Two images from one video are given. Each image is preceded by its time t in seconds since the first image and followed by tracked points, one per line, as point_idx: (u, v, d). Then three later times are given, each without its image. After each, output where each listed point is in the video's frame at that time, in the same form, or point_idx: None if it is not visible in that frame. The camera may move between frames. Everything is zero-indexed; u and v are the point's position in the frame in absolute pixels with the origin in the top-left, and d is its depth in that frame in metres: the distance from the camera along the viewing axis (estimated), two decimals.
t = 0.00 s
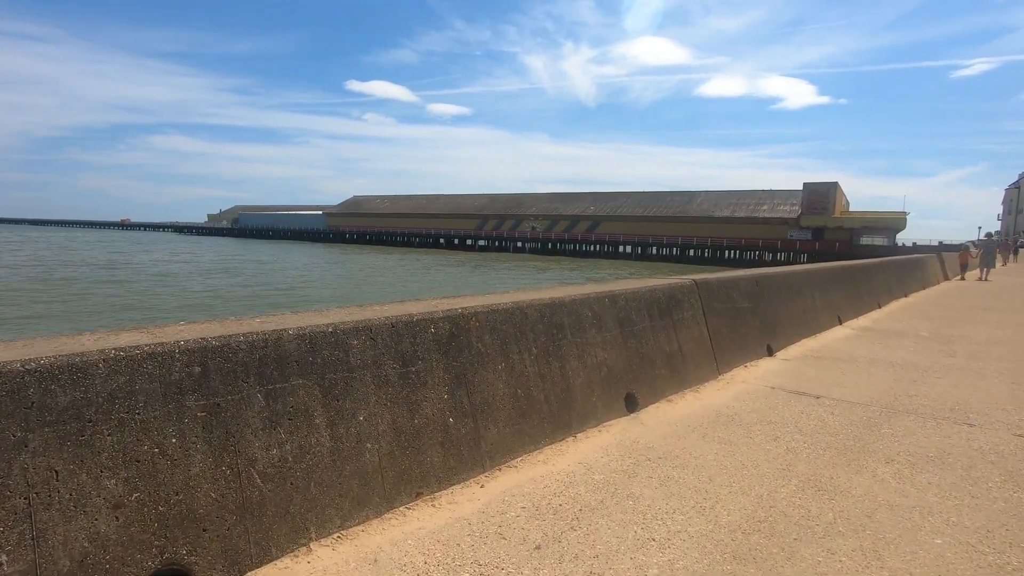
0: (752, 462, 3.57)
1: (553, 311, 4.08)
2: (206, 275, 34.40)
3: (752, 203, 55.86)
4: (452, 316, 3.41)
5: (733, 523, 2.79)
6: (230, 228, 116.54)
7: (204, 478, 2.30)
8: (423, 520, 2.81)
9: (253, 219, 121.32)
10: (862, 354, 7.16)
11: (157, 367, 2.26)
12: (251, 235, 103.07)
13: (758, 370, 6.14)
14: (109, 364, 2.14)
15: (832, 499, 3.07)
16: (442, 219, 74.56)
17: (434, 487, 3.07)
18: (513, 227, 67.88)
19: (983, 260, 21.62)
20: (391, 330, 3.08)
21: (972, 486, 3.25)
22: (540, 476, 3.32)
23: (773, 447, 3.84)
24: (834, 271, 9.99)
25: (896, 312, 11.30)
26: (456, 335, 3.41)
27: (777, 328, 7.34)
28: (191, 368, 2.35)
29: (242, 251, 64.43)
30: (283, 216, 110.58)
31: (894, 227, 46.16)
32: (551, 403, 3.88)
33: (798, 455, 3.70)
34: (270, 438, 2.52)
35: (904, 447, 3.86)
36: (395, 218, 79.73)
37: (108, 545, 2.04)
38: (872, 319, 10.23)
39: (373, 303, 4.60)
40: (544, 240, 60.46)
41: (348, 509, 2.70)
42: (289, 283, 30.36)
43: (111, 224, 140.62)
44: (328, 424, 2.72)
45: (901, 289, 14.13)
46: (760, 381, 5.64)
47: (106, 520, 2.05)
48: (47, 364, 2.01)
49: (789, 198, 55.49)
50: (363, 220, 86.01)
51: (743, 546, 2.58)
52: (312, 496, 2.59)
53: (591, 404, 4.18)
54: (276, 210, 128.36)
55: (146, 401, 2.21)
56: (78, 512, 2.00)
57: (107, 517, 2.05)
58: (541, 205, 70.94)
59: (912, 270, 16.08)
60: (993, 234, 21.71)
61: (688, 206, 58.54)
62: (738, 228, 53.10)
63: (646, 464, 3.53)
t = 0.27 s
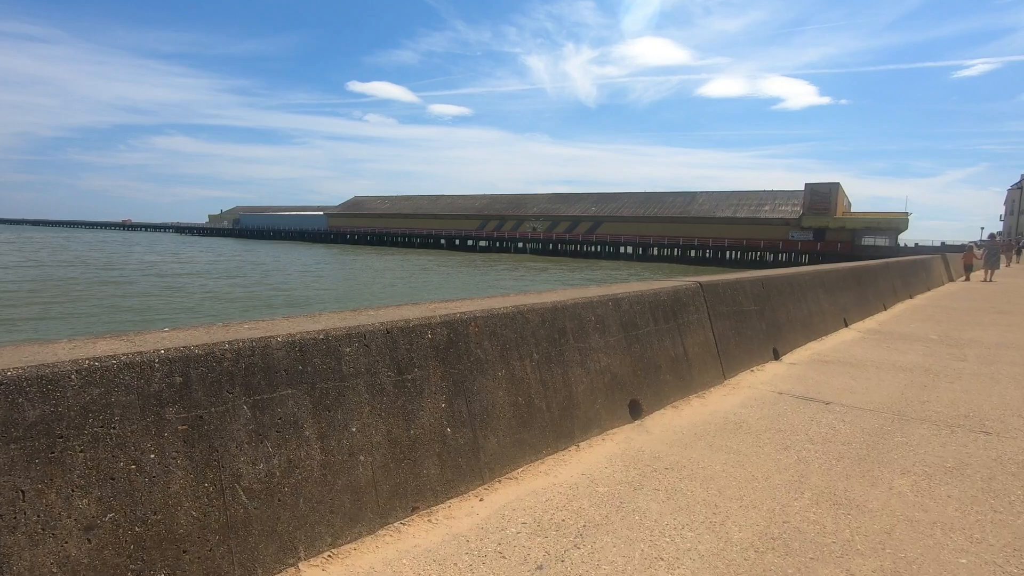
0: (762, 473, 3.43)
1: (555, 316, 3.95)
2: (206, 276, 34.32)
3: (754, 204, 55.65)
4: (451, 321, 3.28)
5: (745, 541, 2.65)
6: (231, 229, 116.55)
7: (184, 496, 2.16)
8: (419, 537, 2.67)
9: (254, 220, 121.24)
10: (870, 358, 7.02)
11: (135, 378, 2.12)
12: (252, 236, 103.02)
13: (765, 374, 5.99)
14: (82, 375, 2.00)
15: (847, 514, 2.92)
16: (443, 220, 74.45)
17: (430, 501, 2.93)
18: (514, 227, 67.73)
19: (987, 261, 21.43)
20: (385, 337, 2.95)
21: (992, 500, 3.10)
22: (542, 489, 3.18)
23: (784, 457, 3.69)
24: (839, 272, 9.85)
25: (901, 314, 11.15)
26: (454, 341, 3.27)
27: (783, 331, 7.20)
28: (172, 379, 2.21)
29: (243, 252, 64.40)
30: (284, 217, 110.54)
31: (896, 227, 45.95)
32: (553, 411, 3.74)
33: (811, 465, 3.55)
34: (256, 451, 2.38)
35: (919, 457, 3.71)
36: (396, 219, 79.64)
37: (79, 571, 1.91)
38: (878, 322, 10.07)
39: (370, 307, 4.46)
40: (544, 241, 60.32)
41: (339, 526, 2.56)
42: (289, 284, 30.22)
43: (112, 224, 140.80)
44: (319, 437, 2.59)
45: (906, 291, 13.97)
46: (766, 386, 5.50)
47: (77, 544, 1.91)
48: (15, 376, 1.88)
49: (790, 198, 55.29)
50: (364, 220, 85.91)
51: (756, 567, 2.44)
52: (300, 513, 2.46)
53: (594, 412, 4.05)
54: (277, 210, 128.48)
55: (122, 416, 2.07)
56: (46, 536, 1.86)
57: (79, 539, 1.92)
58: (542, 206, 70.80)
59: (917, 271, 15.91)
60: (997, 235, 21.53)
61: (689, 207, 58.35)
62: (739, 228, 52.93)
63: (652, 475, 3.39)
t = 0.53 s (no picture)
0: (773, 481, 3.28)
1: (557, 317, 3.81)
2: (207, 276, 34.24)
3: (756, 203, 55.42)
4: (447, 323, 3.13)
5: (758, 555, 2.51)
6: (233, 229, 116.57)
7: (161, 510, 2.02)
8: (413, 551, 2.53)
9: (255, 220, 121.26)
10: (879, 360, 6.86)
11: (109, 384, 1.99)
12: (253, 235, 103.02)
13: (772, 376, 5.85)
14: (50, 382, 1.87)
15: (865, 527, 2.78)
16: (444, 220, 74.32)
17: (426, 512, 2.79)
18: (515, 227, 67.57)
19: (993, 260, 21.21)
20: (379, 339, 2.81)
21: (1016, 510, 2.96)
22: (543, 498, 3.04)
23: (795, 464, 3.55)
24: (846, 272, 9.69)
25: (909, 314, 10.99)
26: (452, 344, 3.13)
27: (789, 332, 7.05)
28: (149, 385, 2.08)
29: (245, 252, 64.43)
30: (286, 217, 110.50)
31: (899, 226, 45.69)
32: (556, 416, 3.60)
33: (824, 473, 3.41)
34: (240, 462, 2.24)
35: (936, 464, 3.56)
36: (397, 219, 79.53)
37: None
38: (886, 322, 9.91)
39: (366, 308, 4.32)
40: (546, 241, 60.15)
41: (329, 539, 2.43)
42: (289, 284, 30.10)
43: (114, 224, 140.95)
44: (307, 445, 2.45)
45: (912, 291, 13.79)
46: (774, 389, 5.36)
47: (42, 564, 1.78)
48: None
49: (793, 198, 55.02)
50: (365, 220, 85.85)
51: None
52: (287, 526, 2.32)
53: (597, 416, 3.91)
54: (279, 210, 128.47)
55: (94, 424, 1.94)
56: (8, 555, 1.73)
57: (44, 559, 1.78)
58: (544, 205, 70.61)
59: (923, 270, 15.72)
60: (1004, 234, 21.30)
61: (692, 206, 58.14)
62: (741, 228, 52.70)
63: (658, 483, 3.25)
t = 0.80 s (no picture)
0: (786, 492, 3.12)
1: (559, 319, 3.66)
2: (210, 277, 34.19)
3: (760, 203, 55.10)
4: (443, 326, 2.99)
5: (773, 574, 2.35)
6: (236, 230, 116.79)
7: (133, 529, 1.89)
8: (406, 568, 2.38)
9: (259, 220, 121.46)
10: (890, 363, 6.68)
11: (77, 393, 1.85)
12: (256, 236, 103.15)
13: (781, 379, 5.69)
14: (11, 391, 1.73)
15: (886, 543, 2.62)
16: (447, 220, 74.20)
17: (420, 526, 2.65)
18: (518, 228, 67.39)
19: (1002, 260, 20.92)
20: (370, 344, 2.67)
21: None
22: (543, 511, 2.89)
23: (808, 473, 3.39)
24: (854, 272, 9.51)
25: (918, 316, 10.78)
26: (449, 348, 2.99)
27: (798, 334, 6.88)
28: (121, 394, 1.94)
29: (249, 253, 64.47)
30: (289, 218, 110.62)
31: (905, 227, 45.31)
32: (557, 422, 3.45)
33: (839, 483, 3.25)
34: (220, 475, 2.10)
35: (957, 474, 3.40)
36: (400, 219, 79.46)
37: None
38: (895, 323, 9.71)
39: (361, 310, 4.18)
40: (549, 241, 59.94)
41: (315, 557, 2.28)
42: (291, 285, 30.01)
43: (119, 225, 141.52)
44: (293, 457, 2.31)
45: (921, 291, 13.58)
46: (783, 393, 5.20)
47: None
48: None
49: (797, 197, 54.65)
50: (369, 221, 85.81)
51: None
52: (270, 543, 2.18)
53: (602, 422, 3.76)
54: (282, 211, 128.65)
55: (61, 437, 1.81)
56: None
57: None
58: (547, 205, 70.41)
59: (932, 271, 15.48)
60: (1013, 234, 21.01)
61: (695, 207, 57.85)
62: (745, 228, 52.39)
63: (666, 495, 3.09)
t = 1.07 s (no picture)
0: (800, 507, 2.97)
1: (561, 324, 3.52)
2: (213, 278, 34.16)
3: (764, 204, 54.82)
4: (439, 333, 2.85)
5: None
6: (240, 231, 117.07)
7: (102, 554, 1.76)
8: None
9: (262, 221, 121.69)
10: (902, 367, 6.51)
11: (40, 409, 1.72)
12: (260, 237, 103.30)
13: (790, 385, 5.53)
14: None
15: (907, 563, 2.47)
16: (450, 221, 74.10)
17: (413, 544, 2.51)
18: (521, 228, 67.23)
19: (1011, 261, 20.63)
20: (362, 352, 2.54)
21: None
22: (543, 527, 2.75)
23: (822, 487, 3.23)
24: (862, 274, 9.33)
25: (928, 317, 10.59)
26: (445, 355, 2.86)
27: (806, 337, 6.72)
28: (90, 408, 1.81)
29: (252, 254, 64.54)
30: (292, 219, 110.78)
31: (910, 227, 44.95)
32: (559, 432, 3.31)
33: (855, 497, 3.10)
34: (198, 494, 1.97)
35: (978, 487, 3.24)
36: (403, 220, 79.43)
37: None
38: (904, 326, 9.54)
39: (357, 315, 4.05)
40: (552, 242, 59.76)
41: None
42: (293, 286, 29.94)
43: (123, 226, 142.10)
44: (278, 473, 2.18)
45: (929, 292, 13.37)
46: (793, 399, 5.04)
47: None
48: None
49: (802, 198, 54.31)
50: (372, 222, 85.84)
51: None
52: (251, 566, 2.05)
53: (606, 431, 3.62)
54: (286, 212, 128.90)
55: (22, 456, 1.68)
56: None
57: None
58: (550, 206, 70.24)
59: (939, 272, 15.26)
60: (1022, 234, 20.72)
61: (699, 207, 57.62)
62: (749, 228, 52.09)
63: (673, 510, 2.94)
